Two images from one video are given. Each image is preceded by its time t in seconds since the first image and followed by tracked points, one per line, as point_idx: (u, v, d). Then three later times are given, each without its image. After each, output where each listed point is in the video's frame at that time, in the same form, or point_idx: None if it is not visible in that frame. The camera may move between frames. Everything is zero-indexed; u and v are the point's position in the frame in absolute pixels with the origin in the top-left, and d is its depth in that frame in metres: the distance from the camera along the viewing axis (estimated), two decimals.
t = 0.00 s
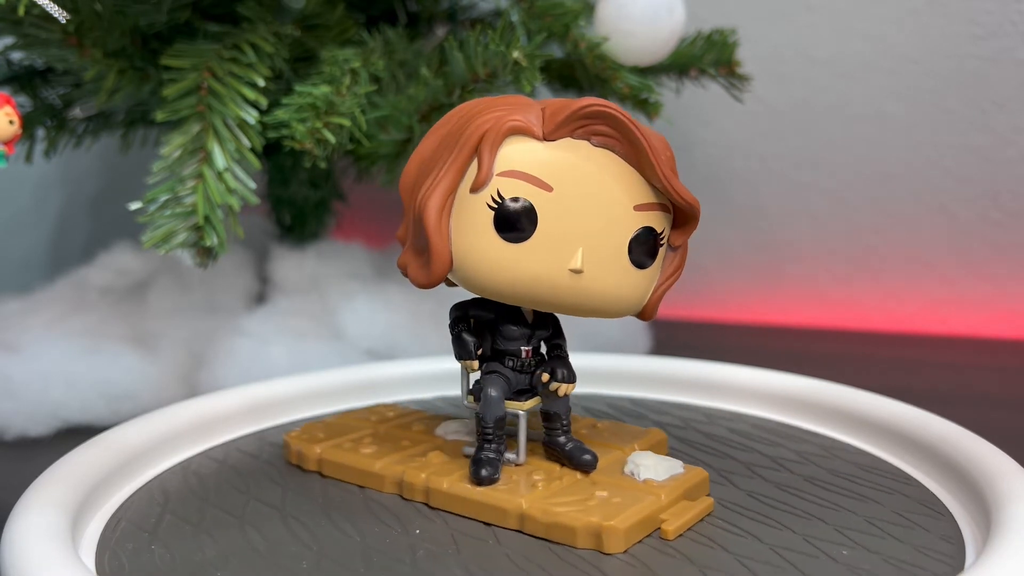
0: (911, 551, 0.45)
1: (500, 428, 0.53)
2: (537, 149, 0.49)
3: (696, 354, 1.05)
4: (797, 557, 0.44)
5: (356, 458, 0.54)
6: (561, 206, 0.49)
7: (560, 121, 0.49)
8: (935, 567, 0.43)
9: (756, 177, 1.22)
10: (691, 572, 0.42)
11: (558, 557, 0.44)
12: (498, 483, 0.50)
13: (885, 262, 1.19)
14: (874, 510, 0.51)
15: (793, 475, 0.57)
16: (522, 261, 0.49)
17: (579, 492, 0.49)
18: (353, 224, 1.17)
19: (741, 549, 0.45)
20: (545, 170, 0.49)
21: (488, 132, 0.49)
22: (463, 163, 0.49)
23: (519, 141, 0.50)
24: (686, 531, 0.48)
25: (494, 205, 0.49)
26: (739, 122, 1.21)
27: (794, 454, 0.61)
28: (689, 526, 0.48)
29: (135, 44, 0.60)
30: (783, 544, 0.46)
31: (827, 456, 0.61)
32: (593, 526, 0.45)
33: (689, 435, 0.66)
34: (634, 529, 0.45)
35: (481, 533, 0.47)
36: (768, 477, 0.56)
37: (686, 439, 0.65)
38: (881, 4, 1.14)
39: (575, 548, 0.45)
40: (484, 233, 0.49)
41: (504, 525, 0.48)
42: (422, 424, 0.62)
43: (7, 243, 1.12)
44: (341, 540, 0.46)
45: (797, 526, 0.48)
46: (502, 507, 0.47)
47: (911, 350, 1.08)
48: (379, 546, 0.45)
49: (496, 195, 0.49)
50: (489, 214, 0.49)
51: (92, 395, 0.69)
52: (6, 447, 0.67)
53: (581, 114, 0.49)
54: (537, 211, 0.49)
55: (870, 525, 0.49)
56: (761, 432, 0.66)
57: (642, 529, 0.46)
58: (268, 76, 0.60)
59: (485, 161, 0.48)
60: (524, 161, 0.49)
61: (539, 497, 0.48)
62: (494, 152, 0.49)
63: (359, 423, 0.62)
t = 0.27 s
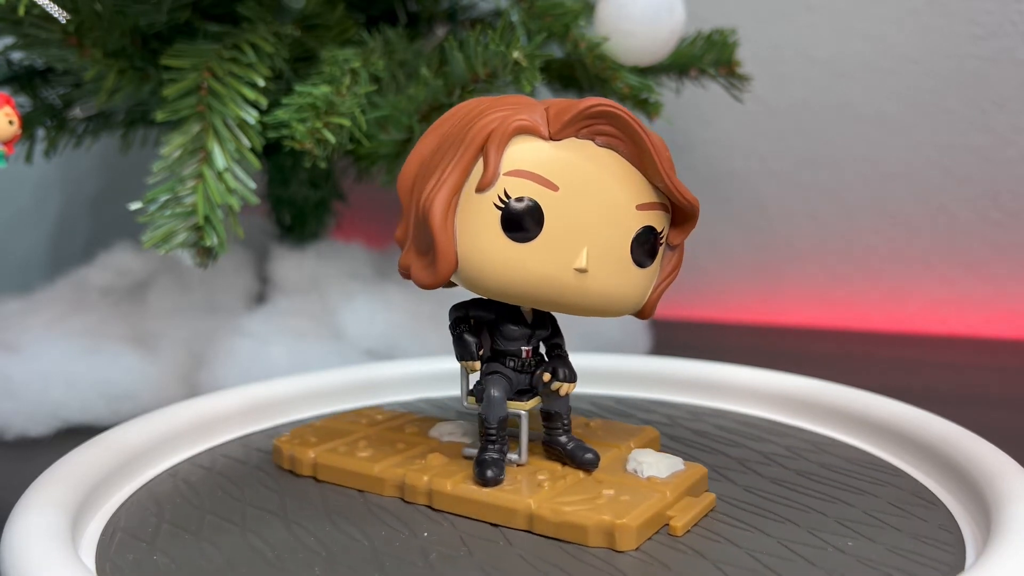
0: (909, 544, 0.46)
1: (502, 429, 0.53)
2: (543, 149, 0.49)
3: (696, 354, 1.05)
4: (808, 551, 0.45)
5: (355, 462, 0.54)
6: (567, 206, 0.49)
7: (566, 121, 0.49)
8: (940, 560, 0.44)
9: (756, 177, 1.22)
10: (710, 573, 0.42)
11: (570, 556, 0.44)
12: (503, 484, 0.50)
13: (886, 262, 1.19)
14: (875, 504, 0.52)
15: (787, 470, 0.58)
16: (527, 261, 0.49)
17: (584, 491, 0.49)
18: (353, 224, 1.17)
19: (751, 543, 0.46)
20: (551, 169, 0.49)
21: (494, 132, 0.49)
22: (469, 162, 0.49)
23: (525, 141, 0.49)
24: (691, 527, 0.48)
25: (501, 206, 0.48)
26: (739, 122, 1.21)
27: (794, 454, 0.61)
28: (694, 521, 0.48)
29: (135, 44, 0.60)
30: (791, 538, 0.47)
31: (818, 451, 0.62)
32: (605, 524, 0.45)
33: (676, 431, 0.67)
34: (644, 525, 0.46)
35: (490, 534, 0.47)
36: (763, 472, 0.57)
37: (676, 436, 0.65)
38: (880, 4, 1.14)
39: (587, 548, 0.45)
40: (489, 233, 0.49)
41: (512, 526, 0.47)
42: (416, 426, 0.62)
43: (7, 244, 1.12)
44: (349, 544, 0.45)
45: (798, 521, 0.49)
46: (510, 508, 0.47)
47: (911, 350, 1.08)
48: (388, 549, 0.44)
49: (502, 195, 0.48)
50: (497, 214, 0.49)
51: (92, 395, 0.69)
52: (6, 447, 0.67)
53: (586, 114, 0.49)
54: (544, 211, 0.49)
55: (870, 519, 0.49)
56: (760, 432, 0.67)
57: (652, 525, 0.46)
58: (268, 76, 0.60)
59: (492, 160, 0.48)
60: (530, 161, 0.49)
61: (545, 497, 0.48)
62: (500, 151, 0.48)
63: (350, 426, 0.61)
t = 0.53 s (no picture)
0: (909, 539, 0.46)
1: (505, 429, 0.53)
2: (547, 149, 0.49)
3: (696, 354, 1.05)
4: (814, 545, 0.45)
5: (353, 464, 0.53)
6: (571, 206, 0.49)
7: (570, 121, 0.49)
8: (940, 556, 0.44)
9: (756, 177, 1.22)
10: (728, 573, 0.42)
11: (580, 555, 0.44)
12: (507, 484, 0.50)
13: (886, 262, 1.19)
14: (874, 501, 0.52)
15: (781, 466, 0.58)
16: (531, 261, 0.49)
17: (590, 489, 0.49)
18: (353, 224, 1.17)
19: (756, 538, 0.46)
20: (556, 169, 0.49)
21: (499, 131, 0.48)
22: (474, 162, 0.48)
23: (529, 141, 0.49)
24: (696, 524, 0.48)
25: (507, 206, 0.48)
26: (739, 122, 1.21)
27: (794, 453, 0.61)
28: (698, 518, 0.48)
29: (135, 44, 0.60)
30: (793, 534, 0.47)
31: (815, 449, 0.62)
32: (615, 523, 0.45)
33: (666, 429, 0.67)
34: (653, 523, 0.46)
35: (499, 535, 0.47)
36: (761, 469, 0.58)
37: (667, 434, 0.66)
38: (880, 4, 1.14)
39: (597, 547, 0.45)
40: (494, 233, 0.48)
41: (520, 527, 0.47)
42: (410, 428, 0.61)
43: (7, 244, 1.12)
44: (358, 547, 0.45)
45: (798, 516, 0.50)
46: (517, 508, 0.47)
47: (911, 350, 1.08)
48: (397, 553, 0.44)
49: (507, 195, 0.48)
50: (502, 214, 0.48)
51: (92, 395, 0.69)
52: (6, 447, 0.67)
53: (590, 114, 0.49)
54: (548, 210, 0.49)
55: (869, 515, 0.50)
56: (760, 432, 0.67)
57: (659, 523, 0.47)
58: (268, 76, 0.60)
59: (497, 160, 0.48)
60: (534, 161, 0.49)
61: (551, 497, 0.48)
62: (506, 151, 0.48)
63: (343, 429, 0.61)
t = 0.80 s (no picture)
0: (909, 536, 0.46)
1: (506, 429, 0.53)
2: (549, 149, 0.49)
3: (696, 354, 1.05)
4: (816, 541, 0.45)
5: (352, 467, 0.53)
6: (573, 206, 0.49)
7: (572, 122, 0.49)
8: (941, 552, 0.44)
9: (756, 177, 1.22)
10: (739, 572, 0.42)
11: (585, 554, 0.44)
12: (509, 484, 0.50)
13: (886, 262, 1.19)
14: (873, 498, 0.52)
15: (777, 464, 0.58)
16: (533, 261, 0.49)
17: (592, 489, 0.49)
18: (353, 224, 1.17)
19: (757, 536, 0.46)
20: (557, 170, 0.49)
21: (501, 131, 0.48)
22: (476, 163, 0.48)
23: (531, 141, 0.49)
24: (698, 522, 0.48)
25: (509, 206, 0.48)
26: (738, 122, 1.21)
27: (794, 452, 0.61)
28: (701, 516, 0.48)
29: (135, 44, 0.60)
30: (794, 532, 0.47)
31: (815, 449, 0.62)
32: (619, 522, 0.45)
33: (661, 428, 0.67)
34: (657, 522, 0.46)
35: (503, 536, 0.47)
36: (761, 468, 0.58)
37: (662, 433, 0.66)
38: (880, 4, 1.14)
39: (603, 547, 0.45)
40: (496, 234, 0.48)
41: (523, 527, 0.47)
42: (407, 430, 0.61)
43: (7, 244, 1.12)
44: (362, 550, 0.45)
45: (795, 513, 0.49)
46: (520, 509, 0.47)
47: (911, 350, 1.08)
48: (401, 555, 0.44)
49: (510, 195, 0.48)
50: (505, 214, 0.48)
51: (92, 395, 0.69)
52: (6, 447, 0.67)
53: (592, 115, 0.49)
54: (550, 211, 0.49)
55: (868, 512, 0.50)
56: (759, 431, 0.67)
57: (663, 522, 0.47)
58: (268, 76, 0.60)
59: (500, 161, 0.48)
60: (537, 161, 0.49)
61: (554, 497, 0.48)
62: (509, 151, 0.48)
63: (338, 430, 0.61)
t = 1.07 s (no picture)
0: (910, 536, 0.46)
1: (506, 429, 0.53)
2: (550, 149, 0.49)
3: (696, 354, 1.05)
4: (816, 542, 0.45)
5: (353, 467, 0.53)
6: (573, 206, 0.49)
7: (573, 121, 0.49)
8: (941, 553, 0.44)
9: (756, 177, 1.22)
10: (739, 573, 0.42)
11: (585, 554, 0.44)
12: (509, 485, 0.50)
13: (886, 262, 1.19)
14: (873, 499, 0.52)
15: (777, 464, 0.58)
16: (533, 262, 0.49)
17: (592, 490, 0.49)
18: (353, 224, 1.17)
19: (758, 537, 0.46)
20: (557, 170, 0.49)
21: (502, 131, 0.48)
22: (476, 162, 0.48)
23: (532, 141, 0.49)
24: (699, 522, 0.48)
25: (510, 206, 0.48)
26: (739, 122, 1.21)
27: (794, 453, 0.61)
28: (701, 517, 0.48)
29: (135, 44, 0.60)
30: (795, 533, 0.47)
31: (815, 449, 0.62)
32: (620, 523, 0.45)
33: (660, 428, 0.67)
34: (657, 522, 0.46)
35: (503, 536, 0.47)
36: (761, 468, 0.58)
37: (662, 433, 0.66)
38: (880, 4, 1.14)
39: (603, 548, 0.45)
40: (496, 233, 0.48)
41: (523, 528, 0.47)
42: (407, 430, 0.61)
43: (7, 244, 1.12)
44: (361, 551, 0.45)
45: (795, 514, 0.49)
46: (520, 510, 0.47)
47: (911, 350, 1.08)
48: (401, 556, 0.44)
49: (510, 194, 0.48)
50: (505, 214, 0.48)
51: (92, 395, 0.69)
52: (6, 447, 0.67)
53: (593, 115, 0.49)
54: (551, 211, 0.49)
55: (869, 513, 0.50)
56: (759, 432, 0.67)
57: (663, 523, 0.47)
58: (268, 76, 0.60)
59: (500, 161, 0.48)
60: (538, 161, 0.49)
61: (555, 498, 0.48)
62: (509, 151, 0.48)
63: (339, 431, 0.61)
